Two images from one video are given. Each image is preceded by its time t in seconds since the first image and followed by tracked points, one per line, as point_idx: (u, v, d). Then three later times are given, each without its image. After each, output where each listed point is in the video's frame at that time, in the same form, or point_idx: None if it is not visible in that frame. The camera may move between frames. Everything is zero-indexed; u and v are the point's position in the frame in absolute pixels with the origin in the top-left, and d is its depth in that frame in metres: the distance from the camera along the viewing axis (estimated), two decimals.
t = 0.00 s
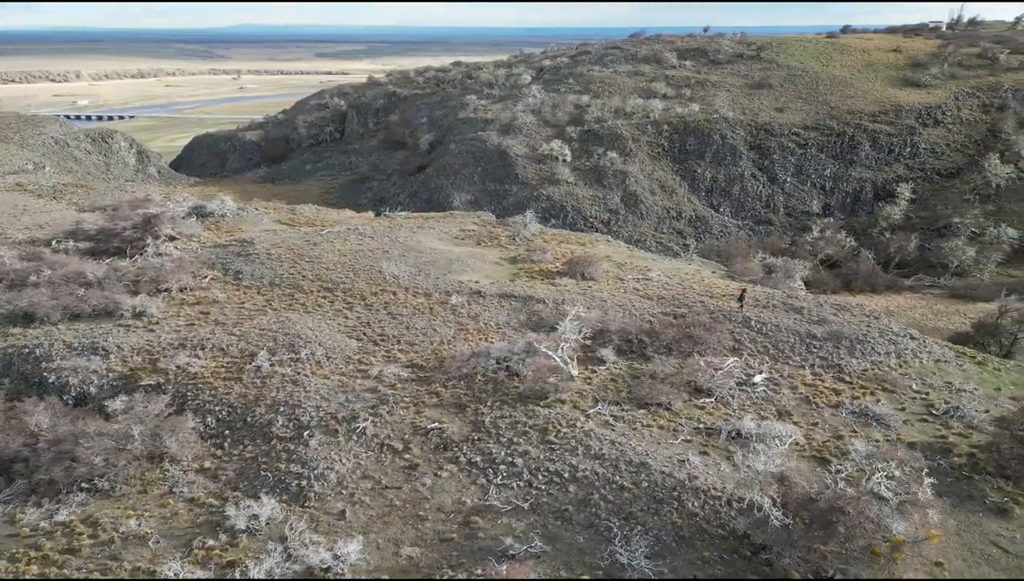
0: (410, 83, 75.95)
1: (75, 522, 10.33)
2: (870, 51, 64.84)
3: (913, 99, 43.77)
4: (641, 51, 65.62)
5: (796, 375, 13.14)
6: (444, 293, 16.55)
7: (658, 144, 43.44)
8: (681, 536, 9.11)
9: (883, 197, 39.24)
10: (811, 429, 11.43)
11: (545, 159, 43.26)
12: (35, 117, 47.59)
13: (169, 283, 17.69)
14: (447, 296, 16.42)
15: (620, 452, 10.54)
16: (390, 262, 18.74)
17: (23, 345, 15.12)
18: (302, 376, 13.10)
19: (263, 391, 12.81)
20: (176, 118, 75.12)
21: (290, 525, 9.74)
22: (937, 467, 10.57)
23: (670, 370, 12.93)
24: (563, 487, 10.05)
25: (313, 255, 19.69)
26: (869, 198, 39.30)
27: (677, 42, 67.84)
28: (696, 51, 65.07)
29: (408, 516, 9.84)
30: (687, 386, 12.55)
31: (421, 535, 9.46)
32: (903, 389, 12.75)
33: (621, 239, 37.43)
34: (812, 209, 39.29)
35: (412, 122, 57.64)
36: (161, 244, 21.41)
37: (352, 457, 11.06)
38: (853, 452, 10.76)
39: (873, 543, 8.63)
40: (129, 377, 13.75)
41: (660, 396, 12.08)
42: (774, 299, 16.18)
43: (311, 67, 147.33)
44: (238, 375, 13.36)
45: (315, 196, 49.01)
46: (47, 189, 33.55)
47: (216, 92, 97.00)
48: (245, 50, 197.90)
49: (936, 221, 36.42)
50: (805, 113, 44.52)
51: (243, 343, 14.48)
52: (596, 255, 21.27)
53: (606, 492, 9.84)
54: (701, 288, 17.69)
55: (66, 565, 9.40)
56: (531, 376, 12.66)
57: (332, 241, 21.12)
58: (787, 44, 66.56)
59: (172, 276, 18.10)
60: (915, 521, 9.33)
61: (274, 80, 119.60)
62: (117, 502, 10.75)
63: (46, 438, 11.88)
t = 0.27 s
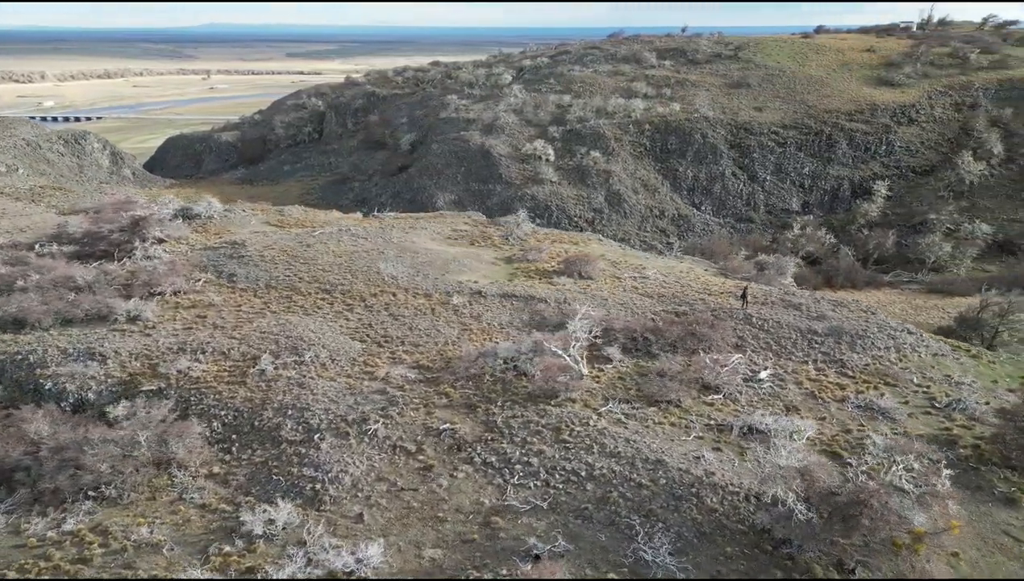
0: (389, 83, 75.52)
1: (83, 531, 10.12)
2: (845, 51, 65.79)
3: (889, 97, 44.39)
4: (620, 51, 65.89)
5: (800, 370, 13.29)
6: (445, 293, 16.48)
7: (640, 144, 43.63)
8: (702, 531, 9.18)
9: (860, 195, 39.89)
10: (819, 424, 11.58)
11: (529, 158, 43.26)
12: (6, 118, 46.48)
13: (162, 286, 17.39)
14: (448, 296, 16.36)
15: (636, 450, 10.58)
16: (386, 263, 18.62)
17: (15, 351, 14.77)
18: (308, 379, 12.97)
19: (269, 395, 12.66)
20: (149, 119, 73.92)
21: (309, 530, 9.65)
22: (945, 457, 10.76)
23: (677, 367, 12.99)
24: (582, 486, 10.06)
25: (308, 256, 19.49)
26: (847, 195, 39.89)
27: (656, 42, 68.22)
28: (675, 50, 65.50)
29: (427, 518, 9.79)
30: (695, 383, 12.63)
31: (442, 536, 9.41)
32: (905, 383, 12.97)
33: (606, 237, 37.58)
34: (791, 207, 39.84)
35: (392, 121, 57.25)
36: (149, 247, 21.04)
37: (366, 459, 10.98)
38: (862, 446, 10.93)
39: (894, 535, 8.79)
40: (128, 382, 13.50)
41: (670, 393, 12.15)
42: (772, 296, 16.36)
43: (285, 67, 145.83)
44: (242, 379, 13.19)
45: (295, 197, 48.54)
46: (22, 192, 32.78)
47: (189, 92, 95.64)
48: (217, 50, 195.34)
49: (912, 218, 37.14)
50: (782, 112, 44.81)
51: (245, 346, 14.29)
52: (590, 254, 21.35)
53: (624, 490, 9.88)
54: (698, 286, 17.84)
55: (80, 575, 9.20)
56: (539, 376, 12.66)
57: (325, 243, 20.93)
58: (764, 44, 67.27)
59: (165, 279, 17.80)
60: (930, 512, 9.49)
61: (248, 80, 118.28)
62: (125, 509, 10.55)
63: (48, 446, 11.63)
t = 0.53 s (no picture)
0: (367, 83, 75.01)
1: (93, 540, 9.90)
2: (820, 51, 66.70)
3: (866, 95, 45.08)
4: (600, 51, 66.10)
5: (804, 366, 13.45)
6: (446, 294, 16.42)
7: (622, 143, 43.65)
8: (723, 527, 9.25)
9: (837, 192, 40.54)
10: (827, 418, 11.73)
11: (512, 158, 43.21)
12: None
13: (156, 290, 17.07)
14: (449, 297, 16.29)
15: (651, 448, 10.63)
16: (384, 264, 18.49)
17: (7, 359, 14.40)
18: (315, 382, 12.84)
19: (275, 398, 12.51)
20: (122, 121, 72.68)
21: (328, 534, 9.56)
22: (952, 448, 10.96)
23: (684, 364, 13.07)
24: (600, 485, 10.08)
25: (303, 258, 19.29)
26: (824, 193, 40.61)
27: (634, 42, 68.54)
28: (654, 50, 65.87)
29: (447, 519, 9.75)
30: (703, 379, 12.72)
31: (464, 538, 9.38)
32: (906, 377, 13.20)
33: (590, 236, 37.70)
34: (771, 205, 40.46)
35: (372, 121, 56.85)
36: (138, 250, 20.64)
37: (380, 461, 10.90)
38: (871, 440, 11.11)
39: (911, 525, 8.95)
40: (128, 388, 13.24)
41: (679, 391, 12.23)
42: (771, 293, 16.54)
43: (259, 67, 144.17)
44: (247, 383, 13.01)
45: (276, 199, 48.00)
46: None
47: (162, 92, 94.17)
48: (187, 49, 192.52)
49: (889, 215, 37.82)
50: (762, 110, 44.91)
51: (247, 350, 14.10)
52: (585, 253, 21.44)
53: (643, 488, 9.92)
54: (695, 283, 17.99)
55: None
56: (548, 375, 12.68)
57: (319, 244, 20.73)
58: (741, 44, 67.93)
59: (159, 282, 17.49)
60: (943, 503, 9.66)
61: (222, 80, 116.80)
62: (135, 518, 10.36)
63: (51, 455, 11.36)
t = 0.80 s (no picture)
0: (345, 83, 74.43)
1: (104, 550, 9.69)
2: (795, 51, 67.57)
3: (843, 94, 45.74)
4: (579, 50, 66.25)
5: (808, 362, 13.62)
6: (447, 295, 16.35)
7: (604, 143, 43.79)
8: (744, 522, 9.33)
9: (814, 190, 41.16)
10: (834, 412, 11.90)
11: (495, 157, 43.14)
12: None
13: (151, 294, 16.76)
14: (450, 298, 16.23)
15: (666, 446, 10.70)
16: (381, 265, 18.37)
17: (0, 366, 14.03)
18: (321, 385, 12.72)
19: (283, 402, 12.37)
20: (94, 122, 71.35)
21: (348, 538, 9.48)
22: (958, 439, 11.17)
23: (691, 362, 13.16)
24: (618, 483, 10.10)
25: (298, 260, 19.08)
26: (803, 191, 41.04)
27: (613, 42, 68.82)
28: (633, 50, 66.21)
29: (467, 521, 9.72)
30: (711, 376, 12.81)
31: (486, 539, 9.35)
32: (907, 372, 13.42)
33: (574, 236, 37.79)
34: (751, 203, 40.88)
35: (352, 121, 56.41)
36: (126, 254, 20.25)
37: (394, 464, 10.84)
38: (879, 435, 11.29)
39: (927, 517, 9.12)
40: (129, 394, 12.98)
41: (689, 388, 12.31)
42: (769, 289, 16.70)
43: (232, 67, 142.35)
44: (252, 387, 12.84)
45: (256, 201, 47.41)
46: None
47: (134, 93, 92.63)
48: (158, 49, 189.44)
49: (866, 212, 38.48)
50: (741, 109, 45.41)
51: (250, 353, 13.91)
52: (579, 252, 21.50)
53: (661, 485, 9.96)
54: (692, 281, 18.12)
55: None
56: (557, 375, 12.70)
57: (313, 246, 20.53)
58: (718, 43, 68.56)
59: (153, 286, 17.17)
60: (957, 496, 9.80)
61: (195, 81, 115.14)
62: (146, 525, 10.16)
63: (55, 465, 11.09)
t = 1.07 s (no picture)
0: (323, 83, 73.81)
1: (117, 559, 9.50)
2: (772, 50, 68.38)
3: (820, 93, 46.39)
4: (559, 50, 66.38)
5: (811, 357, 13.79)
6: (448, 296, 16.29)
7: (586, 142, 43.80)
8: (764, 518, 9.42)
9: (793, 188, 41.74)
10: (840, 406, 12.08)
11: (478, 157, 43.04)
12: None
13: (145, 298, 16.43)
14: (451, 299, 16.17)
15: (681, 443, 10.77)
16: (378, 266, 18.25)
17: None
18: (329, 388, 12.61)
19: (290, 406, 12.23)
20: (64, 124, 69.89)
21: (368, 542, 9.41)
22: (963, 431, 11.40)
23: (697, 359, 13.25)
24: (636, 481, 10.14)
25: (293, 262, 18.87)
26: (782, 189, 41.63)
27: (592, 42, 69.06)
28: (612, 50, 66.52)
29: (488, 522, 9.69)
30: (718, 373, 12.91)
31: (508, 539, 9.33)
32: (907, 366, 13.66)
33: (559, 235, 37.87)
34: (732, 201, 41.35)
35: (331, 121, 55.88)
36: (115, 258, 19.86)
37: (409, 466, 10.78)
38: (886, 428, 11.48)
39: (941, 507, 9.30)
40: (131, 400, 12.74)
41: (698, 385, 12.40)
42: (766, 286, 16.88)
43: (204, 66, 140.33)
44: (258, 391, 12.68)
45: (234, 202, 46.80)
46: None
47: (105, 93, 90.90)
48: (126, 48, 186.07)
49: (843, 209, 39.12)
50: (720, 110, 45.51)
51: (253, 357, 13.74)
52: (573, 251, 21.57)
53: (679, 482, 10.02)
54: (688, 279, 18.27)
55: None
56: (566, 374, 12.73)
57: (307, 247, 20.32)
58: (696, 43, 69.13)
59: (146, 289, 16.85)
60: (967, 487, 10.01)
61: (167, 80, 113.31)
62: (159, 534, 9.99)
63: (60, 475, 10.85)
